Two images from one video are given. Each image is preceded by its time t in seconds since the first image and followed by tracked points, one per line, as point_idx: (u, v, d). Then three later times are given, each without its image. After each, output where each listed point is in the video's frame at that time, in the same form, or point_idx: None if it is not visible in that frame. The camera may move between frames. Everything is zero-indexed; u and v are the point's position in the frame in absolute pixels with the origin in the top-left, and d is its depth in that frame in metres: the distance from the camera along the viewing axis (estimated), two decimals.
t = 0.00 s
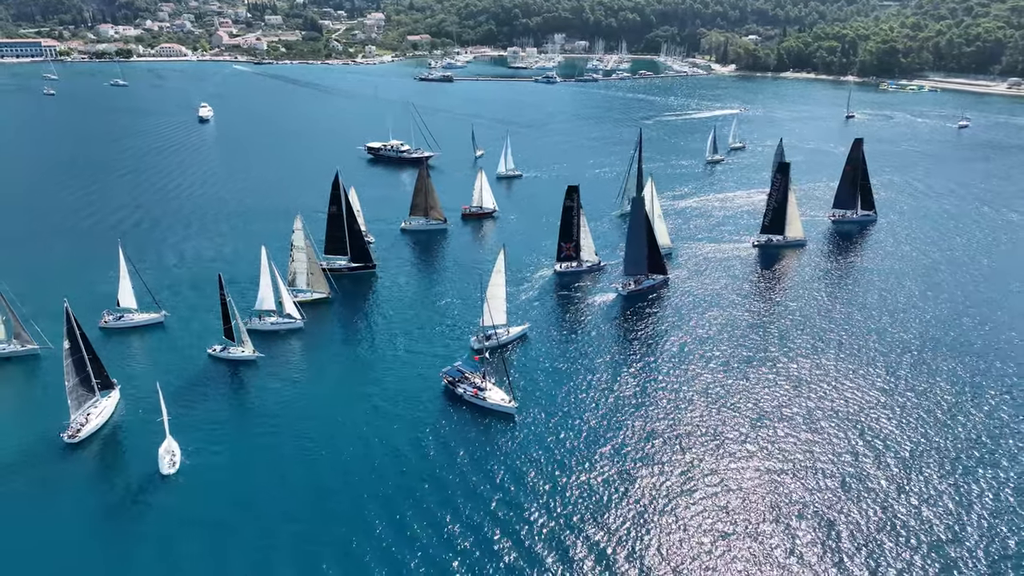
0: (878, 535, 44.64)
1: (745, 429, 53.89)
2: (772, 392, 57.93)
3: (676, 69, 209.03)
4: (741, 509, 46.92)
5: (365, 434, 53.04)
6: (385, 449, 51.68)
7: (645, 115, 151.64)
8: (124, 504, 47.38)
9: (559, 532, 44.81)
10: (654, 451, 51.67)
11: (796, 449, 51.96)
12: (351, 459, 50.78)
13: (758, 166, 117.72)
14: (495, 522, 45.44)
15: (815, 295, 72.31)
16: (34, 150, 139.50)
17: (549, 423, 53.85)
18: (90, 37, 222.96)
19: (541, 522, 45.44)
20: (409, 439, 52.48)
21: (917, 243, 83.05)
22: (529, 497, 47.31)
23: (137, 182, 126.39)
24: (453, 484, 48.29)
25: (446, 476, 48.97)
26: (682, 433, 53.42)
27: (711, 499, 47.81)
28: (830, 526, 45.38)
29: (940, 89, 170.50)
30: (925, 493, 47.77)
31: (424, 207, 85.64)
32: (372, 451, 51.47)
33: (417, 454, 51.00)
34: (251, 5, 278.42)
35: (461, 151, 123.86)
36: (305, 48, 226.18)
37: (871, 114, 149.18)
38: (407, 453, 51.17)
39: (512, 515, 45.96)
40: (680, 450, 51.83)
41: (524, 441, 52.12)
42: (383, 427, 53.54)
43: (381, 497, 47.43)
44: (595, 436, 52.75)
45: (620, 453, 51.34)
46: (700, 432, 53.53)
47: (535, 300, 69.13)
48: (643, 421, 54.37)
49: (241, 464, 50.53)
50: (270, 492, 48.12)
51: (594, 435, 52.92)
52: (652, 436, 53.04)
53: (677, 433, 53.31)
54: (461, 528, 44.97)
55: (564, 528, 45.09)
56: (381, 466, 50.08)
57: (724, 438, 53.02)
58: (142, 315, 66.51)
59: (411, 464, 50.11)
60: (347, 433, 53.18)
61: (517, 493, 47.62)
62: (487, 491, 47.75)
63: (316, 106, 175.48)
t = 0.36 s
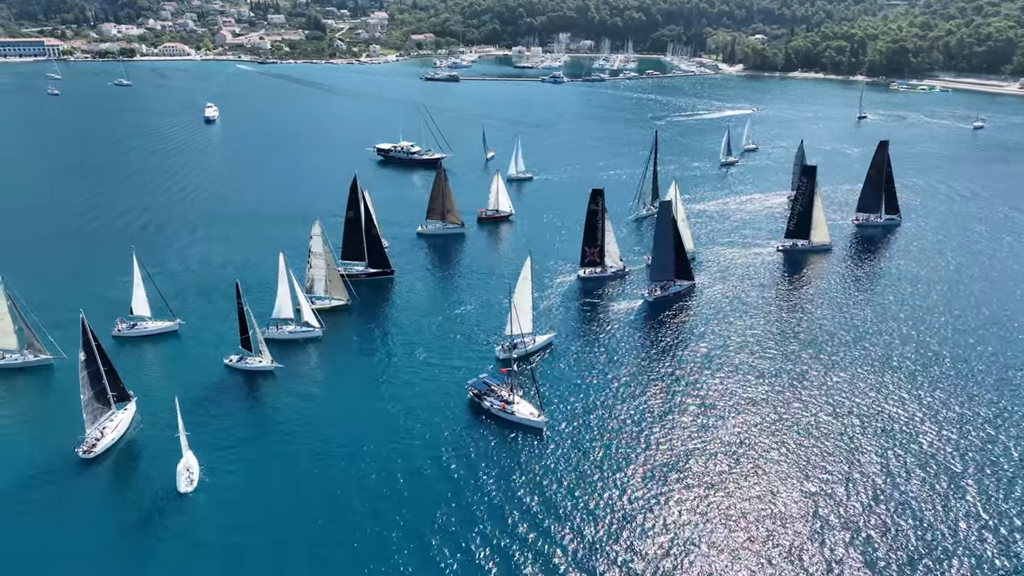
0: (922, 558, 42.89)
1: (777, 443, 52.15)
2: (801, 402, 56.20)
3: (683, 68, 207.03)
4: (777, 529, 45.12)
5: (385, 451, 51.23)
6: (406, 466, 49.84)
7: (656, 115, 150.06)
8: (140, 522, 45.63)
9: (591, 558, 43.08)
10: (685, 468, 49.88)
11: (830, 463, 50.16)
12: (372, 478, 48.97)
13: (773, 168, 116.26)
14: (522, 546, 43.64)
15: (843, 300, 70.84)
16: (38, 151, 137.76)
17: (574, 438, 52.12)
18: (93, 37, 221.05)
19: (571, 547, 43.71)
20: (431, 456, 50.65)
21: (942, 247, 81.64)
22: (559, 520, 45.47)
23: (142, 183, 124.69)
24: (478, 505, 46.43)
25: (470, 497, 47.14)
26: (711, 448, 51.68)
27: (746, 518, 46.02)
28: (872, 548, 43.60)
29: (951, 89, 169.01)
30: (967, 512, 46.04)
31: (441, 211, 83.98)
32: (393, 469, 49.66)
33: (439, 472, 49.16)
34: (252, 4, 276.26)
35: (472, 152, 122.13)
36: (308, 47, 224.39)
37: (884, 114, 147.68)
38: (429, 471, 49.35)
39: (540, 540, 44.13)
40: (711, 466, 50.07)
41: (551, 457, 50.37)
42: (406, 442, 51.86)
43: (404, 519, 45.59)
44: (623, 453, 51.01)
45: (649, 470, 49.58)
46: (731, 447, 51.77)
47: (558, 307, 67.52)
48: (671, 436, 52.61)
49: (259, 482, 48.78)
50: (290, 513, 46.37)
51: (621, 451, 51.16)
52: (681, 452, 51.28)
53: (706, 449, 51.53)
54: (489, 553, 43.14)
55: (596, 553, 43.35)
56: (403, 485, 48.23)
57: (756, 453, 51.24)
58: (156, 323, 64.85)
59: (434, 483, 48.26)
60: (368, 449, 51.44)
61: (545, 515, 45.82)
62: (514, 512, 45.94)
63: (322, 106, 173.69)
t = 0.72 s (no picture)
0: None
1: (812, 459, 50.48)
2: (833, 415, 54.64)
3: (690, 68, 205.31)
4: (820, 552, 43.45)
5: (411, 467, 49.60)
6: (432, 485, 48.17)
7: (667, 116, 148.79)
8: (163, 542, 44.09)
9: None
10: (720, 487, 48.22)
11: (869, 481, 48.54)
12: (397, 497, 47.23)
13: (788, 170, 115.02)
14: (555, 568, 42.15)
15: (872, 306, 69.64)
16: (43, 153, 136.04)
17: (604, 454, 50.53)
18: (95, 37, 219.25)
19: (606, 568, 42.28)
20: (457, 474, 48.98)
21: (968, 251, 80.43)
22: (593, 544, 43.82)
23: (149, 185, 123.04)
24: (508, 528, 44.71)
25: (500, 518, 45.43)
26: (745, 464, 50.08)
27: (786, 540, 44.35)
28: (920, 571, 41.97)
29: (962, 90, 167.91)
30: (1012, 532, 44.68)
31: (459, 215, 82.61)
32: (418, 488, 47.92)
33: (466, 492, 47.46)
34: (255, 4, 274.64)
35: (484, 155, 120.78)
36: (312, 47, 222.88)
37: (896, 116, 146.62)
38: (455, 490, 47.65)
39: (574, 564, 42.44)
40: (746, 485, 48.42)
41: (580, 475, 48.75)
42: (432, 458, 50.28)
43: (433, 541, 43.89)
44: (656, 470, 49.44)
45: (683, 489, 47.96)
46: (764, 464, 50.16)
47: (584, 314, 66.10)
48: (702, 451, 51.02)
49: (283, 500, 47.17)
50: (315, 533, 44.77)
51: (653, 469, 49.58)
52: (714, 469, 49.65)
53: (739, 466, 49.88)
54: None
55: None
56: (428, 505, 46.48)
57: (790, 469, 49.62)
58: (172, 332, 63.35)
59: (460, 504, 46.53)
60: (393, 465, 49.83)
61: (578, 538, 44.18)
62: (545, 533, 44.36)
63: (328, 107, 172.21)
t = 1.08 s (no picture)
0: None
1: (851, 473, 48.81)
2: (868, 426, 52.98)
3: (697, 68, 203.94)
4: (867, 572, 41.71)
5: (439, 484, 48.01)
6: (461, 502, 46.54)
7: (677, 117, 147.66)
8: (190, 559, 42.66)
9: None
10: (758, 504, 46.56)
11: (909, 495, 46.99)
12: (425, 515, 45.58)
13: (803, 173, 114.01)
14: None
15: (902, 311, 68.59)
16: (49, 154, 134.44)
17: (637, 469, 48.91)
18: (97, 37, 217.53)
19: None
20: (486, 490, 47.37)
21: (994, 255, 79.48)
22: (629, 563, 42.42)
23: (155, 188, 121.46)
24: (542, 549, 43.04)
25: (534, 538, 43.78)
26: (782, 479, 48.44)
27: (831, 560, 42.64)
28: None
29: (971, 90, 167.34)
30: None
31: (478, 218, 81.38)
32: (447, 505, 46.26)
33: (496, 509, 45.83)
34: (256, 3, 273.03)
35: (496, 156, 119.50)
36: (316, 49, 220.69)
37: (908, 117, 145.95)
38: (485, 508, 45.99)
39: None
40: (785, 501, 46.73)
41: (614, 491, 47.12)
42: (461, 473, 48.80)
43: (465, 561, 42.35)
44: (691, 485, 47.88)
45: (718, 503, 46.57)
46: (802, 478, 48.49)
47: (609, 320, 64.81)
48: (735, 463, 49.67)
49: (310, 517, 45.62)
50: (343, 551, 43.27)
51: (686, 482, 48.19)
52: (750, 485, 48.01)
53: (775, 480, 48.33)
54: None
55: None
56: (458, 524, 44.80)
57: (829, 484, 47.94)
58: (191, 339, 62.03)
59: (491, 524, 44.86)
60: (420, 481, 48.27)
61: (614, 560, 42.55)
62: (578, 551, 42.98)
63: (334, 108, 170.79)
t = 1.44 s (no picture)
0: None
1: (893, 484, 47.17)
2: (905, 433, 51.51)
3: (701, 68, 202.80)
4: None
5: (470, 499, 46.51)
6: (492, 517, 45.06)
7: (685, 117, 146.59)
8: None
9: None
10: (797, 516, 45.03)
11: (951, 504, 45.56)
12: (457, 532, 44.03)
13: (817, 173, 113.09)
14: None
15: (929, 314, 67.73)
16: (52, 155, 132.84)
17: (673, 483, 47.41)
18: (97, 37, 215.75)
19: None
20: (517, 504, 45.90)
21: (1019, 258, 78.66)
22: None
23: (160, 188, 119.85)
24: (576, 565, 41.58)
25: (569, 555, 42.26)
26: (822, 489, 46.85)
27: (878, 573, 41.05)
28: None
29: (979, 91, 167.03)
30: None
31: (497, 222, 80.17)
32: (478, 522, 44.69)
33: (528, 525, 44.34)
34: (256, 4, 271.76)
35: (506, 158, 118.24)
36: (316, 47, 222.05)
37: (917, 118, 145.73)
38: (516, 523, 44.51)
39: None
40: (827, 512, 45.13)
41: (650, 505, 45.65)
42: (494, 486, 47.41)
43: None
44: (729, 498, 46.35)
45: (754, 514, 45.15)
46: (842, 488, 46.95)
47: (636, 326, 63.67)
48: (769, 472, 48.28)
49: (338, 533, 44.17)
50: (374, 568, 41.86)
51: (721, 492, 46.79)
52: (789, 496, 46.45)
53: (811, 488, 46.91)
54: None
55: None
56: (491, 541, 43.27)
57: (871, 495, 46.31)
58: (210, 347, 60.76)
59: (524, 540, 43.33)
60: (449, 494, 46.91)
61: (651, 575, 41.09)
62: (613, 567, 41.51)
63: (338, 107, 169.42)
